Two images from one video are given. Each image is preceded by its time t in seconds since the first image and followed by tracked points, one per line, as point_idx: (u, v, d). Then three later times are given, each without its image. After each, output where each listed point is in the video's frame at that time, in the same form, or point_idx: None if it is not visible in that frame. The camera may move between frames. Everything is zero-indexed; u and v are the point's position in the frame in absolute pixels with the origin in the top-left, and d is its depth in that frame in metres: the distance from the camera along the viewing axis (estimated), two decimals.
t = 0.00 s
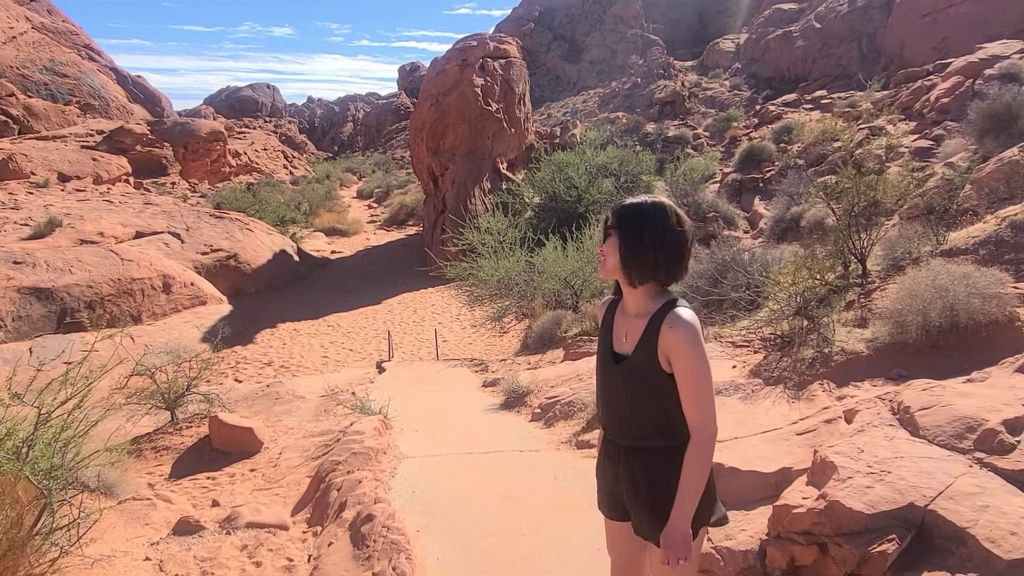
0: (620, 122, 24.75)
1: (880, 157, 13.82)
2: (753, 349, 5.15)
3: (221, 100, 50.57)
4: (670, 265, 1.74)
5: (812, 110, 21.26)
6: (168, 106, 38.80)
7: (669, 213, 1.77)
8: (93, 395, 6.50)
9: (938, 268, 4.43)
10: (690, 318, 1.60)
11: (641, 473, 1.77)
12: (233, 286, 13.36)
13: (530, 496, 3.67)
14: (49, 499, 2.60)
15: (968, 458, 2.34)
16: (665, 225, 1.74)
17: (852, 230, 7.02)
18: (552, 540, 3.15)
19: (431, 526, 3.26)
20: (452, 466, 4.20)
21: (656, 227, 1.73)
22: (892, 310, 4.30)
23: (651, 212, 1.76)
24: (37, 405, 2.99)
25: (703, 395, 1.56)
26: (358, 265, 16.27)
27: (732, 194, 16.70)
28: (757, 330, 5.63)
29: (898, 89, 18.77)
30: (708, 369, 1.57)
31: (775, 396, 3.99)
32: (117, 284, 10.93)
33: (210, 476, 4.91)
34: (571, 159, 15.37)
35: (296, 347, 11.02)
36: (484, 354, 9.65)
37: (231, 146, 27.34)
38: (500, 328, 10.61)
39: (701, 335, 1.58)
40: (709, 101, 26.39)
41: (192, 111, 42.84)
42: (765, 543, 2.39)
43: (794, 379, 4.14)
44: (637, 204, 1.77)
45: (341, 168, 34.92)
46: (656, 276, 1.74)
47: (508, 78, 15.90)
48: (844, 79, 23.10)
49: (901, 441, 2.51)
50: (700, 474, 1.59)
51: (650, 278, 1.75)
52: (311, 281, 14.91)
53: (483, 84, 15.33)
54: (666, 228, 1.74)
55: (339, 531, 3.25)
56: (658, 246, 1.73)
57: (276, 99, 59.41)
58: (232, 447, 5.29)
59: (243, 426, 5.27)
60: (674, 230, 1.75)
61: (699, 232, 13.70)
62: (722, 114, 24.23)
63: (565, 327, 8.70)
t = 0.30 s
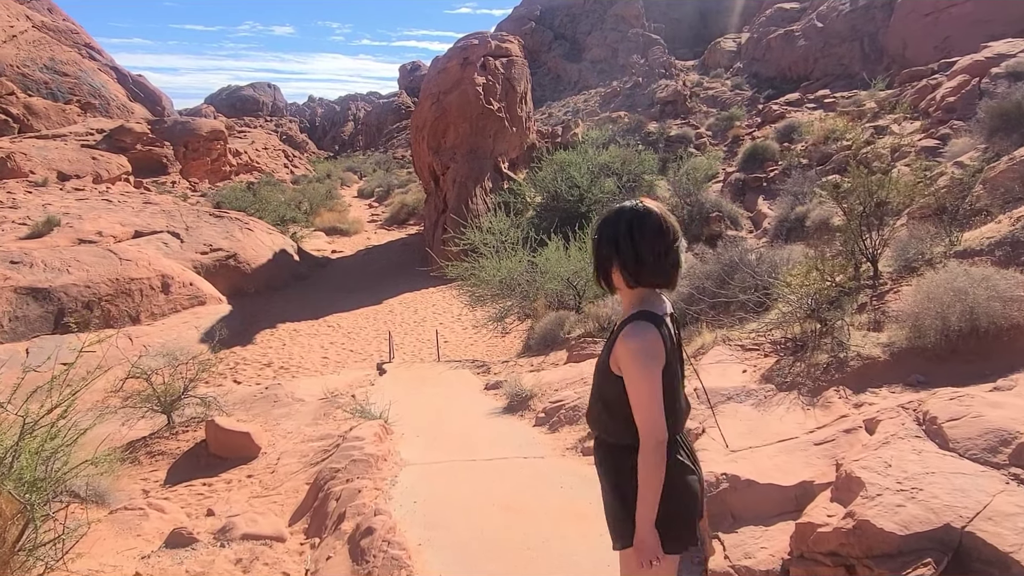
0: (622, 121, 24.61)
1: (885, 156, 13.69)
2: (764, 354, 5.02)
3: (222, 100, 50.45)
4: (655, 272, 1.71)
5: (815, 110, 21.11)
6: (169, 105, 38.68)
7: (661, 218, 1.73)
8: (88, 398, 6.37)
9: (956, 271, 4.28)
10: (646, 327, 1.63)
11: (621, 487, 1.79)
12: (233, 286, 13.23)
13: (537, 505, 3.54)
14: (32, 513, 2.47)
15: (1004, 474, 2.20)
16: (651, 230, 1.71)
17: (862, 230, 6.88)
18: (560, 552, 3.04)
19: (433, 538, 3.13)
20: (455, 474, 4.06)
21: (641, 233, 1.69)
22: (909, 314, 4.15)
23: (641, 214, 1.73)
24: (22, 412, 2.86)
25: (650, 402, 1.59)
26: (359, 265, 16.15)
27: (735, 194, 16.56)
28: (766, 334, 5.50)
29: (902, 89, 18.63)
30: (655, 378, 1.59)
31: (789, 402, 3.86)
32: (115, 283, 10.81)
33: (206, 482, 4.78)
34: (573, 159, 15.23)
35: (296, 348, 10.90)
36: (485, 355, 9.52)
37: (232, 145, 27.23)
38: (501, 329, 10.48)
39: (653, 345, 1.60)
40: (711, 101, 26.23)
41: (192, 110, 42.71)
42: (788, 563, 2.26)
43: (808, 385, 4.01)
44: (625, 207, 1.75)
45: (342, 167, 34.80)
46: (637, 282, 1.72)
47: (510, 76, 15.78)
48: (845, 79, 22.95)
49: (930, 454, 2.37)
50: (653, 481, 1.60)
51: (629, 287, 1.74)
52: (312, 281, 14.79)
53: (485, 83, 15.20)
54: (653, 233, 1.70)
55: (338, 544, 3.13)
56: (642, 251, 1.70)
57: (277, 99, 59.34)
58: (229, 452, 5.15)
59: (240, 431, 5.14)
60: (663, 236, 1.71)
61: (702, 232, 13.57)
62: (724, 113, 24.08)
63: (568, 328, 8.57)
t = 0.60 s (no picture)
0: (626, 119, 24.38)
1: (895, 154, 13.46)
2: (778, 359, 4.82)
3: (225, 99, 50.35)
4: (609, 265, 1.80)
5: (822, 108, 20.86)
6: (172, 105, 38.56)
7: (629, 223, 1.80)
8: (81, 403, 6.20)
9: (984, 273, 4.06)
10: (581, 324, 1.74)
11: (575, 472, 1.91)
12: (234, 287, 13.08)
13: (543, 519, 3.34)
14: None
15: None
16: (616, 231, 1.79)
17: (877, 230, 6.64)
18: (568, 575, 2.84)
19: (432, 558, 2.94)
20: (457, 485, 3.87)
21: (603, 233, 1.79)
22: (934, 317, 3.92)
23: (613, 216, 1.81)
24: None
25: (561, 396, 1.72)
26: (361, 265, 15.99)
27: (741, 193, 16.31)
28: (780, 338, 5.29)
29: (910, 86, 18.37)
30: (573, 376, 1.72)
31: (807, 412, 3.65)
32: (113, 284, 10.65)
33: (198, 492, 4.60)
34: (577, 158, 15.02)
35: (296, 349, 10.73)
36: (488, 358, 9.34)
37: (234, 145, 27.10)
38: (504, 331, 10.29)
39: (577, 343, 1.71)
40: (715, 100, 25.96)
41: (196, 110, 42.60)
42: None
43: (827, 394, 3.81)
44: (604, 208, 1.85)
45: (345, 167, 34.65)
46: (596, 279, 1.82)
47: (513, 75, 15.58)
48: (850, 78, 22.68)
49: (972, 475, 2.18)
50: (554, 469, 1.75)
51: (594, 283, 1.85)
52: (314, 281, 14.63)
53: (488, 81, 15.01)
54: (615, 237, 1.79)
55: (330, 564, 2.95)
56: (600, 247, 1.79)
57: (280, 98, 59.25)
58: (223, 459, 4.97)
59: (235, 438, 4.96)
60: (624, 240, 1.78)
61: (709, 232, 13.36)
62: (730, 111, 23.83)
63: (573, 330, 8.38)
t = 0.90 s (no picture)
0: (633, 120, 24.14)
1: (907, 154, 13.21)
2: (796, 368, 4.60)
3: (232, 102, 50.46)
4: (563, 285, 1.83)
5: (830, 108, 20.57)
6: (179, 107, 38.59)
7: (588, 244, 1.81)
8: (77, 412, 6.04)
9: (1018, 281, 3.85)
10: (523, 343, 1.80)
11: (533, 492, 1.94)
12: (237, 290, 12.93)
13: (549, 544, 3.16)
14: None
15: None
16: (575, 253, 1.82)
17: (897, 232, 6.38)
18: None
19: None
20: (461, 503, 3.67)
21: (560, 253, 1.83)
22: (964, 325, 3.69)
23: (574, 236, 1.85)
24: None
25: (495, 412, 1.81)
26: (365, 267, 15.82)
27: (750, 194, 16.02)
28: (797, 345, 5.07)
29: (921, 86, 18.09)
30: (511, 396, 1.79)
31: (831, 427, 3.43)
32: (114, 288, 10.49)
33: (190, 507, 4.41)
34: (584, 159, 14.81)
35: (298, 354, 10.55)
36: (494, 363, 9.14)
37: (240, 147, 27.04)
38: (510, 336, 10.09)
39: (512, 361, 1.78)
40: (721, 100, 25.68)
41: (203, 112, 42.62)
42: None
43: (851, 408, 3.59)
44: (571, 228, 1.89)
45: (351, 169, 34.55)
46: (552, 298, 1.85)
47: (519, 75, 15.40)
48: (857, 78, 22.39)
49: None
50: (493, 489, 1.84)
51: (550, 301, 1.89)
52: (317, 284, 14.49)
53: (493, 82, 14.82)
54: (571, 258, 1.82)
55: None
56: (557, 267, 1.84)
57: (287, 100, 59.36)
58: (218, 472, 4.78)
59: (230, 451, 4.76)
60: (579, 263, 1.81)
61: (718, 234, 13.15)
62: (737, 112, 23.56)
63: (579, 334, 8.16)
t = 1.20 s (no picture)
0: (642, 119, 23.85)
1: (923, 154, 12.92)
2: (821, 376, 4.37)
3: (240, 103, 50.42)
4: (554, 277, 1.86)
5: (843, 107, 20.21)
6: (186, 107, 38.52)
7: (582, 241, 1.84)
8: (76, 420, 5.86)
9: None
10: (499, 326, 1.92)
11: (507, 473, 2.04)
12: (242, 291, 12.79)
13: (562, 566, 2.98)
14: None
15: None
16: (568, 247, 1.85)
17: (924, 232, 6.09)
18: None
19: None
20: (466, 519, 3.47)
21: (554, 244, 1.86)
22: (1008, 333, 3.45)
23: (571, 230, 1.87)
24: None
25: (474, 390, 1.98)
26: (372, 267, 15.66)
27: (761, 194, 15.70)
28: (822, 352, 4.84)
29: (935, 84, 17.77)
30: (484, 374, 1.94)
31: (866, 442, 3.20)
32: (117, 288, 10.34)
33: (184, 519, 4.21)
34: (593, 158, 14.59)
35: (303, 355, 10.38)
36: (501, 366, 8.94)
37: (247, 147, 26.95)
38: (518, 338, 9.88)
39: (485, 342, 1.91)
40: (730, 101, 25.40)
41: (209, 112, 42.53)
42: None
43: (887, 421, 3.36)
44: (573, 219, 1.91)
45: (358, 169, 34.42)
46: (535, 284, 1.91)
47: (527, 74, 15.18)
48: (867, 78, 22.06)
49: None
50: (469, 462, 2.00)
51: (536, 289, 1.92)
52: (323, 284, 14.34)
53: (500, 80, 14.61)
54: (565, 252, 1.85)
55: None
56: (549, 257, 1.87)
57: (294, 100, 59.25)
58: (216, 481, 4.59)
59: (229, 460, 4.57)
60: (571, 258, 1.84)
61: (729, 235, 12.90)
62: (747, 111, 23.26)
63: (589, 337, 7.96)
